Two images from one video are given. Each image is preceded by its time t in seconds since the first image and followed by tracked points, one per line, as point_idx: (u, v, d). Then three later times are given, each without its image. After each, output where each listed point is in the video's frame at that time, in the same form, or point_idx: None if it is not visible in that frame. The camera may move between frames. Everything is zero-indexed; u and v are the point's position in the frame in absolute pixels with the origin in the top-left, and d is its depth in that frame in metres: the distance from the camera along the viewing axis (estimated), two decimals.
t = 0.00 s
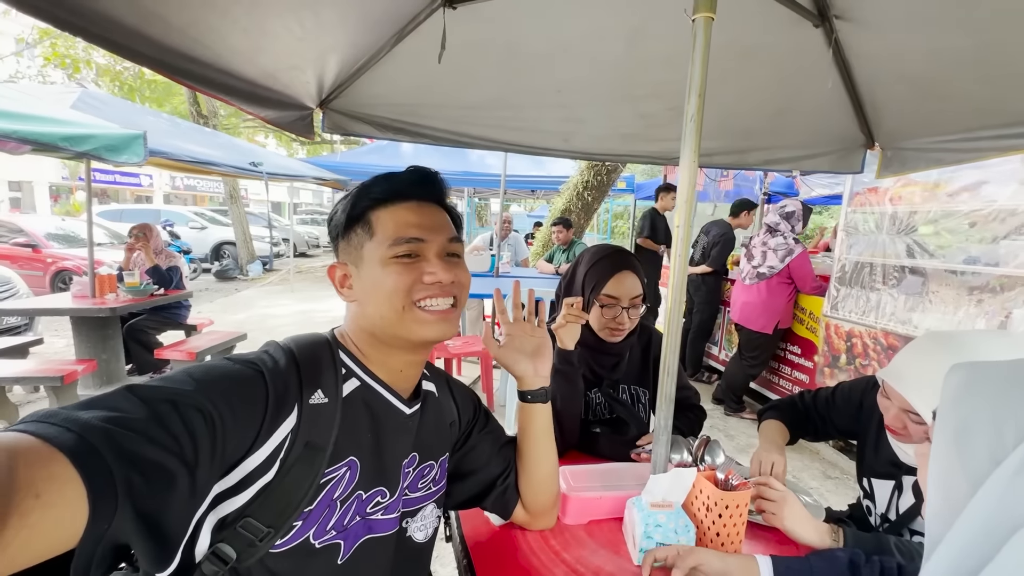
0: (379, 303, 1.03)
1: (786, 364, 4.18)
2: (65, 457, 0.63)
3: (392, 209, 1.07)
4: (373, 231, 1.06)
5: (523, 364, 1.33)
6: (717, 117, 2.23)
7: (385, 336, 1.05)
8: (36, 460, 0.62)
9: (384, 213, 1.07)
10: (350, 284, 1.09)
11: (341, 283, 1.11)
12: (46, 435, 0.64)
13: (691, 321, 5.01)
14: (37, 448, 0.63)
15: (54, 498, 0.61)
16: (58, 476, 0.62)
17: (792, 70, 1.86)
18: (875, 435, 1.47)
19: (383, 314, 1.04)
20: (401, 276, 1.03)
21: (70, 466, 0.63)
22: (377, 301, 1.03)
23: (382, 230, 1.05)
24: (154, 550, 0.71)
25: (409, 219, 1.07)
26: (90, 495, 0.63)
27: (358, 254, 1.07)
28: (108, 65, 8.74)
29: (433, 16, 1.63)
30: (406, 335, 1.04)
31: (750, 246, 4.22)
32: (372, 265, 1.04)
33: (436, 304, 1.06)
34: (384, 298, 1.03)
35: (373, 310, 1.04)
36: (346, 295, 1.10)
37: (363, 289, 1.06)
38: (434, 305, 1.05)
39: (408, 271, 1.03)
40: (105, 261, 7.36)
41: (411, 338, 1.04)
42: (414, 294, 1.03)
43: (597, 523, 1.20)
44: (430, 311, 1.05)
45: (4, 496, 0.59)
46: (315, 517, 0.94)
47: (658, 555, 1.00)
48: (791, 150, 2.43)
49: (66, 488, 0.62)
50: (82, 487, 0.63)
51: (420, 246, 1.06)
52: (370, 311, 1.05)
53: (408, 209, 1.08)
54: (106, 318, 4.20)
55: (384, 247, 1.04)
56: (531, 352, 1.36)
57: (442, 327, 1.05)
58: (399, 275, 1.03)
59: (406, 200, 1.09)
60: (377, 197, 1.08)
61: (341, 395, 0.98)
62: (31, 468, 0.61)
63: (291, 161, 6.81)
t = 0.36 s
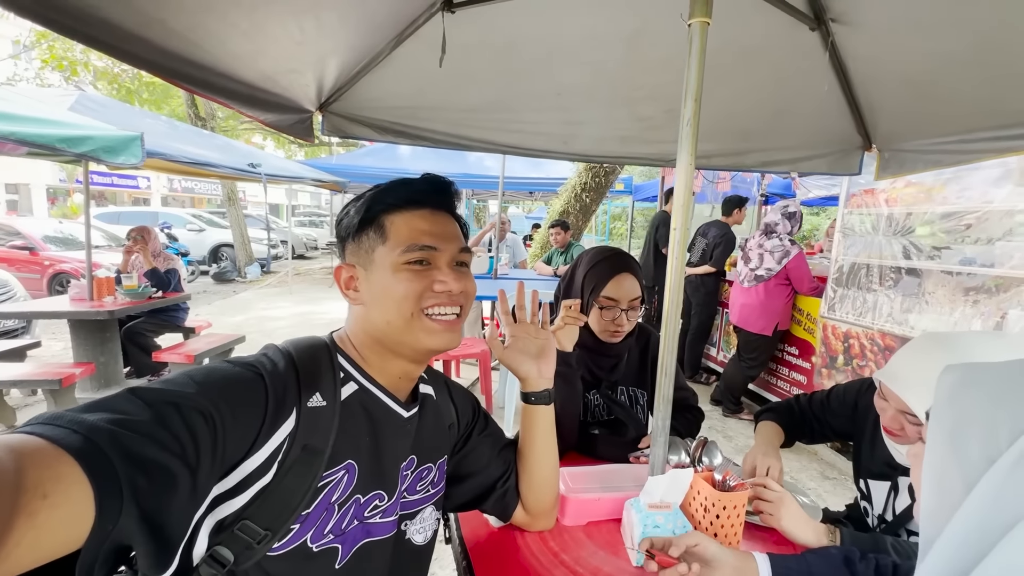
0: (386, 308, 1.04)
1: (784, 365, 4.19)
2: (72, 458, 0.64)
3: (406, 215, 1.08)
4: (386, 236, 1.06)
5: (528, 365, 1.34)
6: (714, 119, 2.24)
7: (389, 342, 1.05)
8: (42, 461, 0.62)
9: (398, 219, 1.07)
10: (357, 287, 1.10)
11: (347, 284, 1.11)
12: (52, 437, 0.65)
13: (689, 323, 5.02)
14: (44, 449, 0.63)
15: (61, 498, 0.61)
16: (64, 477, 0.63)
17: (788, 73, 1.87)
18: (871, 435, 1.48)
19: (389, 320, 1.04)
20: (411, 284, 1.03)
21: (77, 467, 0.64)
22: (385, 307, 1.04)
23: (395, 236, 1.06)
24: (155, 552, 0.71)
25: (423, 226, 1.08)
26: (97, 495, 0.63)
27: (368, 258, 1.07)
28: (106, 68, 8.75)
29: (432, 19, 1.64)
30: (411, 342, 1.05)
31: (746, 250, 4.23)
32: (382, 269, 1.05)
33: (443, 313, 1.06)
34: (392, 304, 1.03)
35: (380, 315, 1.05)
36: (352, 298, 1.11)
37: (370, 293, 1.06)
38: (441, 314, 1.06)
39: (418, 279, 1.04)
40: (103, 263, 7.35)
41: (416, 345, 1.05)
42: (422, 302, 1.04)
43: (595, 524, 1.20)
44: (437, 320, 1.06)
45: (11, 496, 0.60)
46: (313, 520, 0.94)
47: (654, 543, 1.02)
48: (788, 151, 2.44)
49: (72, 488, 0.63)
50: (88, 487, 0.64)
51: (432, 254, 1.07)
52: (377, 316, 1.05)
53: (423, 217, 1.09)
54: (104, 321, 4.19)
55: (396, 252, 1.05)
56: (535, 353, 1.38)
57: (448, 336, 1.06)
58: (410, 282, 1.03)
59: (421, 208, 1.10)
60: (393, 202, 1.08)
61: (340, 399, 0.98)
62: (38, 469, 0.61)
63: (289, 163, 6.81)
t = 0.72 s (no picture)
0: (384, 309, 1.04)
1: (784, 366, 4.19)
2: (62, 456, 0.64)
3: (407, 216, 1.08)
4: (385, 236, 1.06)
5: (529, 365, 1.34)
6: (714, 120, 2.24)
7: (386, 344, 1.05)
8: (32, 459, 0.62)
9: (398, 220, 1.07)
10: (354, 285, 1.09)
11: (343, 282, 1.10)
12: (42, 435, 0.65)
13: (689, 323, 5.02)
14: (33, 448, 0.63)
15: (51, 497, 0.61)
16: (54, 475, 0.63)
17: (787, 73, 1.87)
18: (866, 434, 1.48)
19: (387, 321, 1.04)
20: (409, 286, 1.03)
21: (67, 465, 0.64)
22: (383, 307, 1.04)
23: (395, 237, 1.06)
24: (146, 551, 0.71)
25: (423, 228, 1.07)
26: (87, 495, 0.63)
27: (367, 257, 1.07)
28: (107, 71, 8.80)
29: (431, 20, 1.64)
30: (407, 345, 1.05)
31: (740, 254, 4.25)
32: (381, 270, 1.05)
33: (440, 316, 1.06)
34: (390, 306, 1.03)
35: (377, 315, 1.05)
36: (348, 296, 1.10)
37: (367, 293, 1.06)
38: (438, 318, 1.06)
39: (417, 281, 1.04)
40: (103, 265, 7.36)
41: (412, 348, 1.05)
42: (420, 305, 1.04)
43: (592, 524, 1.20)
44: (434, 322, 1.06)
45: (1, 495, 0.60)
46: (307, 520, 0.94)
47: (659, 529, 1.01)
48: (788, 151, 2.44)
49: (63, 487, 0.63)
50: (79, 486, 0.64)
51: (431, 257, 1.07)
52: (374, 316, 1.05)
53: (422, 218, 1.09)
54: (105, 323, 4.19)
55: (395, 253, 1.05)
56: (536, 354, 1.38)
57: (444, 339, 1.06)
58: (408, 285, 1.03)
59: (421, 209, 1.10)
60: (394, 203, 1.08)
61: (334, 397, 0.98)
62: (28, 468, 0.61)
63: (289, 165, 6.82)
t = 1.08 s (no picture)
0: (410, 304, 1.05)
1: (783, 365, 4.21)
2: (63, 449, 0.65)
3: (440, 214, 1.10)
4: (419, 232, 1.07)
5: (537, 360, 1.33)
6: (713, 119, 2.26)
7: (407, 338, 1.06)
8: (32, 451, 0.63)
9: (431, 217, 1.09)
10: (376, 275, 1.07)
11: (362, 270, 1.08)
12: (41, 428, 0.65)
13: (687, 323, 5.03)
14: (33, 440, 0.64)
15: (51, 488, 0.62)
16: (55, 467, 0.63)
17: (786, 72, 1.89)
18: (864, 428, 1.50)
19: (411, 317, 1.05)
20: (439, 286, 1.05)
21: (67, 458, 0.64)
22: (409, 303, 1.05)
23: (428, 234, 1.07)
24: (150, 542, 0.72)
25: (455, 229, 1.10)
26: (88, 487, 0.64)
27: (394, 250, 1.07)
28: (105, 72, 8.81)
29: (433, 19, 1.66)
30: (428, 342, 1.06)
31: (736, 255, 4.27)
32: (410, 265, 1.05)
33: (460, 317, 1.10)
34: (418, 302, 1.05)
35: (401, 310, 1.05)
36: (366, 286, 1.08)
37: (392, 286, 1.06)
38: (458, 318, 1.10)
39: (448, 281, 1.06)
40: (101, 266, 7.34)
41: (431, 344, 1.07)
42: (446, 304, 1.06)
43: (594, 516, 1.21)
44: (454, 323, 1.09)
45: (1, 488, 0.60)
46: (310, 511, 0.95)
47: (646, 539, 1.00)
48: (786, 150, 2.46)
49: (63, 479, 0.63)
50: (80, 477, 0.64)
51: (460, 257, 1.09)
52: (397, 310, 1.05)
53: (454, 219, 1.11)
54: (103, 323, 4.18)
55: (427, 250, 1.06)
56: (540, 347, 1.36)
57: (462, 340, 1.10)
58: (438, 284, 1.05)
59: (455, 211, 1.12)
60: (427, 201, 1.10)
61: (336, 389, 0.99)
62: (30, 459, 0.62)
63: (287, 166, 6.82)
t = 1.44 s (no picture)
0: (412, 307, 1.05)
1: (780, 365, 4.23)
2: (66, 457, 0.65)
3: (438, 217, 1.11)
4: (419, 235, 1.08)
5: (538, 363, 1.35)
6: (712, 122, 2.27)
7: (411, 341, 1.07)
8: (35, 460, 0.63)
9: (430, 220, 1.10)
10: (377, 281, 1.08)
11: (363, 277, 1.08)
12: (45, 436, 0.66)
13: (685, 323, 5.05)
14: (37, 448, 0.65)
15: (53, 497, 0.63)
16: (57, 476, 0.64)
17: (784, 77, 1.90)
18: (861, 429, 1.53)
19: (414, 319, 1.05)
20: (440, 286, 1.06)
21: (70, 466, 0.65)
22: (412, 305, 1.05)
23: (428, 236, 1.08)
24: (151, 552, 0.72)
25: (454, 230, 1.11)
26: (91, 495, 0.65)
27: (395, 254, 1.07)
28: (101, 71, 8.78)
29: (433, 24, 1.66)
30: (432, 344, 1.07)
31: (733, 255, 4.27)
32: (412, 268, 1.06)
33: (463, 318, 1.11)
34: (420, 304, 1.05)
35: (404, 313, 1.06)
36: (367, 292, 1.08)
37: (394, 290, 1.06)
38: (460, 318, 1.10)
39: (449, 281, 1.07)
40: (98, 266, 7.32)
41: (435, 346, 1.07)
42: (448, 304, 1.07)
43: (593, 521, 1.22)
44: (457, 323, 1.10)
45: (5, 495, 0.61)
46: (311, 521, 0.95)
47: (646, 545, 1.01)
48: (785, 153, 2.47)
49: (65, 488, 0.64)
50: (83, 486, 0.65)
51: (460, 257, 1.10)
52: (399, 314, 1.06)
53: (453, 221, 1.13)
54: (101, 324, 4.18)
55: (427, 252, 1.07)
56: (540, 353, 1.37)
57: (466, 339, 1.11)
58: (440, 284, 1.06)
59: (453, 214, 1.14)
60: (426, 205, 1.11)
61: (337, 398, 0.99)
62: (32, 468, 0.63)
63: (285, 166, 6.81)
